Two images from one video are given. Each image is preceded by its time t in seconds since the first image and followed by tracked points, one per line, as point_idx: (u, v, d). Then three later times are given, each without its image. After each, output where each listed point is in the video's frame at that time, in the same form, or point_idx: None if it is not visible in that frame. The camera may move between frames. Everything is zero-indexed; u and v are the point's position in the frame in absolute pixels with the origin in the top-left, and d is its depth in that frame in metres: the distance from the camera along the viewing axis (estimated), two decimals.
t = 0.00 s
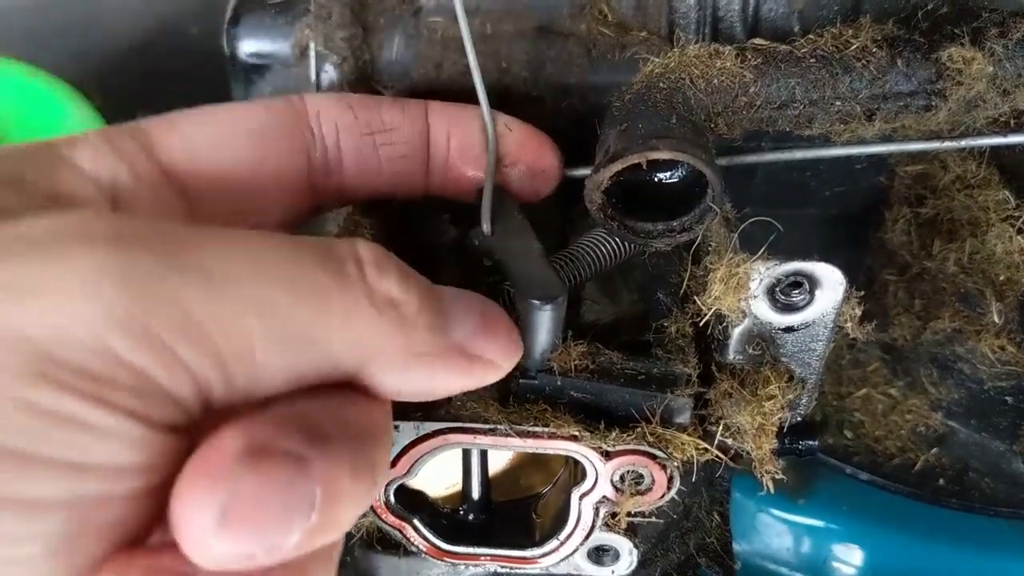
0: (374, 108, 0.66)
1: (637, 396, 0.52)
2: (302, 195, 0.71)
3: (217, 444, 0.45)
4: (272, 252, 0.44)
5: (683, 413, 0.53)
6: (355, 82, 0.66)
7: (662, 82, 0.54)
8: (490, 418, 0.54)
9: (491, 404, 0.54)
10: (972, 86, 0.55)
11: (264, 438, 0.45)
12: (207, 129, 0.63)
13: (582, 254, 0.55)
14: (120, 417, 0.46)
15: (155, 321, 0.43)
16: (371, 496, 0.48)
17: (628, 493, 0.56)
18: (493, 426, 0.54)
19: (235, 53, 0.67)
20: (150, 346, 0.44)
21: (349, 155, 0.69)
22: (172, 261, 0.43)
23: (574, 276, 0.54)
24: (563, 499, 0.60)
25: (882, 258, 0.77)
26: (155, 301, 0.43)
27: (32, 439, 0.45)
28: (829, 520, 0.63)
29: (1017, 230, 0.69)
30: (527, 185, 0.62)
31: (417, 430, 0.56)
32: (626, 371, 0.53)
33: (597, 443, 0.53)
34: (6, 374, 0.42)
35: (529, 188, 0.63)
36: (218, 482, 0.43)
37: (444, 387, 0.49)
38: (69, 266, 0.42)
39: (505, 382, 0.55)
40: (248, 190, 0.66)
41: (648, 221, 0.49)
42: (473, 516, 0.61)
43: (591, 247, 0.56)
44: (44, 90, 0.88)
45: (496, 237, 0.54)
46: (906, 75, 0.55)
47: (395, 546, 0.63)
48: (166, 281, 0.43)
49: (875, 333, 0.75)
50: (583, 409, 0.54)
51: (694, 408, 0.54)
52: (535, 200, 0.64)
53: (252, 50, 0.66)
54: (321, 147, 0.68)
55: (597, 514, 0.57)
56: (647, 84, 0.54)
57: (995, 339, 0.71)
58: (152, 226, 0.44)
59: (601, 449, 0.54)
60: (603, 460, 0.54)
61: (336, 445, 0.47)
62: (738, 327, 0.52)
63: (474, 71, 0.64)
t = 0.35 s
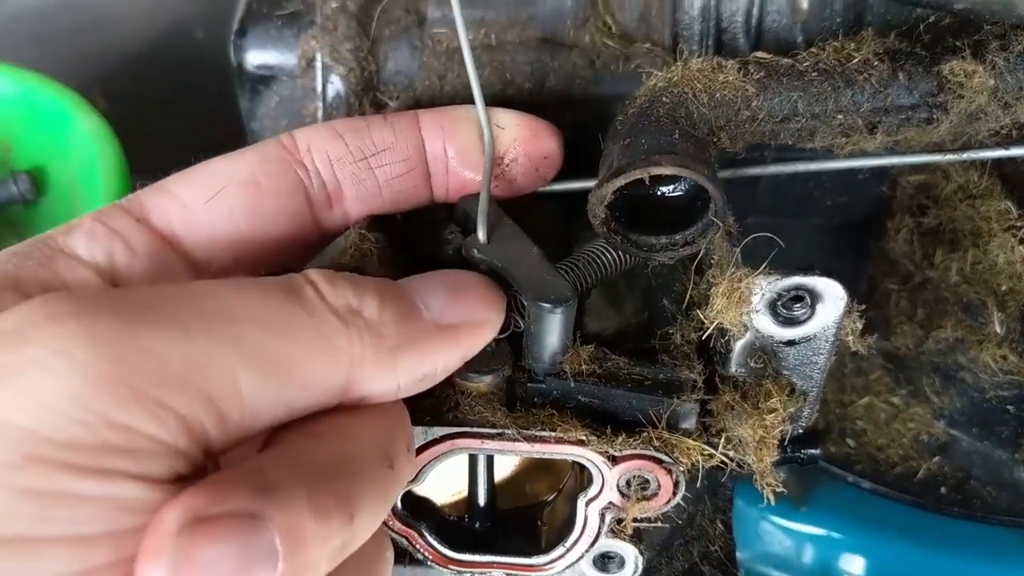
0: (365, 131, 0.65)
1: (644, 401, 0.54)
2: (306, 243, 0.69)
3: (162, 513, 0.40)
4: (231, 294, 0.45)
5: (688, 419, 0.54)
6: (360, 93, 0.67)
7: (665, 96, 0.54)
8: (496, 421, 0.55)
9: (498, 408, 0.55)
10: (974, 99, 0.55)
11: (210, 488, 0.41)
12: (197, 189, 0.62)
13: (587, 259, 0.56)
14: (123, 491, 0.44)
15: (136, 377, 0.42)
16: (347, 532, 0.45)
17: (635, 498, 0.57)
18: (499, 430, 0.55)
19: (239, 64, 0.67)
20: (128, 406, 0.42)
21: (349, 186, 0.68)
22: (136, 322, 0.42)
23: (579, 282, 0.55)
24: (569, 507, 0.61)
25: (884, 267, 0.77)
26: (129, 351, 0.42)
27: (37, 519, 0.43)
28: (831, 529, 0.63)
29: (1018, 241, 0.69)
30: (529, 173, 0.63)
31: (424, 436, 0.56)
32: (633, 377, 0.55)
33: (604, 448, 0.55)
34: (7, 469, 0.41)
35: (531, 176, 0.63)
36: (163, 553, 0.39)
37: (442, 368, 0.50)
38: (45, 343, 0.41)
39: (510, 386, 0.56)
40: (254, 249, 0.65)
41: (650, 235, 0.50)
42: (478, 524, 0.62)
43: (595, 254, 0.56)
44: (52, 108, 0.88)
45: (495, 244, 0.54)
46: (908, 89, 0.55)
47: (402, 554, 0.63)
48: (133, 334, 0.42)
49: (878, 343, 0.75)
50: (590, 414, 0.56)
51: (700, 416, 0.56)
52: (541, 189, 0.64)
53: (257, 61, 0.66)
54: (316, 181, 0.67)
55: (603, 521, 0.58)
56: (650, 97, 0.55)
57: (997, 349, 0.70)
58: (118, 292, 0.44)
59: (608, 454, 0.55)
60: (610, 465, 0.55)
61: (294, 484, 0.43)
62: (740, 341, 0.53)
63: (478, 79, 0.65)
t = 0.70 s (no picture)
0: (368, 135, 0.65)
1: (654, 400, 0.54)
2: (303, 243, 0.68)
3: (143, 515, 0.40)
4: (210, 270, 0.45)
5: (698, 418, 0.54)
6: (365, 98, 0.66)
7: (671, 103, 0.54)
8: (506, 417, 0.55)
9: (507, 404, 0.55)
10: (980, 104, 0.55)
11: (188, 485, 0.40)
12: (195, 179, 0.62)
13: (597, 258, 0.57)
14: (108, 464, 0.43)
15: (108, 341, 0.42)
16: (331, 524, 0.44)
17: (644, 498, 0.57)
18: (508, 427, 0.55)
19: (244, 68, 0.67)
20: (109, 372, 0.42)
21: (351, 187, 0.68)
22: (110, 294, 0.42)
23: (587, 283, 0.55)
24: (575, 509, 0.61)
25: (889, 271, 0.77)
26: (100, 319, 0.42)
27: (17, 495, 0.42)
28: (836, 531, 0.62)
29: None
30: (534, 176, 0.63)
31: (433, 431, 0.56)
32: (643, 376, 0.55)
33: (613, 446, 0.55)
34: None
35: (535, 178, 0.63)
36: (145, 554, 0.38)
37: (423, 350, 0.51)
38: (25, 319, 0.41)
39: (519, 383, 0.56)
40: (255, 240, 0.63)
41: (657, 242, 0.50)
42: (483, 526, 0.62)
43: (603, 255, 0.57)
44: (57, 111, 0.88)
45: (501, 247, 0.54)
46: (915, 95, 0.55)
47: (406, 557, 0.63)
48: (109, 303, 0.42)
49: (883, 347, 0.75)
50: (600, 412, 0.56)
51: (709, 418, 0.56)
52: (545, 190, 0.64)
53: (261, 66, 0.66)
54: (319, 180, 0.67)
55: (611, 520, 0.58)
56: (656, 104, 0.55)
57: (1003, 354, 0.70)
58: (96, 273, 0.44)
59: (617, 453, 0.55)
60: (619, 463, 0.55)
61: (273, 478, 0.43)
62: (748, 347, 0.53)
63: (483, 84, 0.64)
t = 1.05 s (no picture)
0: (377, 132, 0.64)
1: (659, 403, 0.54)
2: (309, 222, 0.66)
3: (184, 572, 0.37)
4: (230, 245, 0.41)
5: (703, 420, 0.54)
6: (368, 97, 0.66)
7: (676, 101, 0.54)
8: (509, 420, 0.55)
9: (511, 407, 0.55)
10: (986, 103, 0.54)
11: (228, 540, 0.37)
12: (208, 182, 0.59)
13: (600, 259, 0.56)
14: (160, 491, 0.39)
15: (146, 359, 0.37)
16: (364, 555, 0.42)
17: (649, 500, 0.56)
18: (511, 429, 0.55)
19: (248, 67, 0.67)
20: (154, 392, 0.37)
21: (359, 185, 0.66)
22: (137, 306, 0.38)
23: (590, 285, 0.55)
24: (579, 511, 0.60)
25: (894, 270, 0.76)
26: (135, 334, 0.37)
27: (82, 534, 0.37)
28: (841, 533, 0.62)
29: None
30: (539, 179, 0.62)
31: (436, 433, 0.56)
32: (647, 379, 0.55)
33: (617, 449, 0.55)
34: (40, 482, 0.36)
35: (541, 180, 0.63)
36: None
37: (432, 316, 0.47)
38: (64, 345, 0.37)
39: (523, 386, 0.56)
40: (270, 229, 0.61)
41: (662, 241, 0.49)
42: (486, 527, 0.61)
43: (605, 257, 0.56)
44: (58, 110, 0.88)
45: (503, 248, 0.54)
46: (921, 93, 0.55)
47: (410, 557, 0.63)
48: (138, 315, 0.38)
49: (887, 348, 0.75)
50: (604, 414, 0.56)
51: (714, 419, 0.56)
52: (551, 191, 0.63)
53: (265, 64, 0.66)
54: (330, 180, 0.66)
55: (614, 522, 0.58)
56: (661, 103, 0.55)
57: (1009, 353, 0.70)
58: (107, 277, 0.39)
59: (620, 456, 0.55)
60: (623, 466, 0.55)
61: (309, 518, 0.40)
62: (753, 346, 0.53)
63: (488, 82, 0.64)
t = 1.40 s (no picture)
0: (374, 144, 0.64)
1: (656, 415, 0.54)
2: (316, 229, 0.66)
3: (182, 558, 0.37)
4: (223, 248, 0.41)
5: (700, 432, 0.54)
6: (365, 107, 0.66)
7: (673, 114, 0.54)
8: (507, 432, 0.55)
9: (509, 419, 0.55)
10: (983, 115, 0.55)
11: (226, 523, 0.37)
12: (205, 199, 0.61)
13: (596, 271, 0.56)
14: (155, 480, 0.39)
15: (138, 350, 0.38)
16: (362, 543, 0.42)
17: (646, 513, 0.56)
18: (509, 441, 0.55)
19: (246, 76, 0.67)
20: (144, 382, 0.38)
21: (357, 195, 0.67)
22: (129, 301, 0.38)
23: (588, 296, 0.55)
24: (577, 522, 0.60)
25: (892, 278, 0.76)
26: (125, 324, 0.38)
27: (71, 521, 0.37)
28: (840, 542, 0.62)
29: None
30: (534, 188, 0.63)
31: (433, 446, 0.56)
32: (645, 392, 0.55)
33: (614, 461, 0.55)
34: (33, 471, 0.37)
35: (536, 189, 0.63)
36: None
37: (428, 324, 0.47)
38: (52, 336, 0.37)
39: (520, 398, 0.56)
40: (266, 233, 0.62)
41: (658, 253, 0.50)
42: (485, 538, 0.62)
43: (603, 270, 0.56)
44: (55, 118, 0.88)
45: (500, 262, 0.54)
46: (917, 105, 0.55)
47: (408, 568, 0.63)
48: (128, 306, 0.38)
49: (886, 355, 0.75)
50: (601, 426, 0.56)
51: (712, 432, 0.56)
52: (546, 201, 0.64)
53: (263, 74, 0.66)
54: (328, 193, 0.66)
55: (612, 533, 0.57)
56: (657, 115, 0.55)
57: (1006, 362, 0.69)
58: (105, 278, 0.40)
59: (618, 468, 0.55)
60: (621, 478, 0.55)
61: (307, 504, 0.40)
62: (750, 359, 0.53)
63: (486, 92, 0.64)
